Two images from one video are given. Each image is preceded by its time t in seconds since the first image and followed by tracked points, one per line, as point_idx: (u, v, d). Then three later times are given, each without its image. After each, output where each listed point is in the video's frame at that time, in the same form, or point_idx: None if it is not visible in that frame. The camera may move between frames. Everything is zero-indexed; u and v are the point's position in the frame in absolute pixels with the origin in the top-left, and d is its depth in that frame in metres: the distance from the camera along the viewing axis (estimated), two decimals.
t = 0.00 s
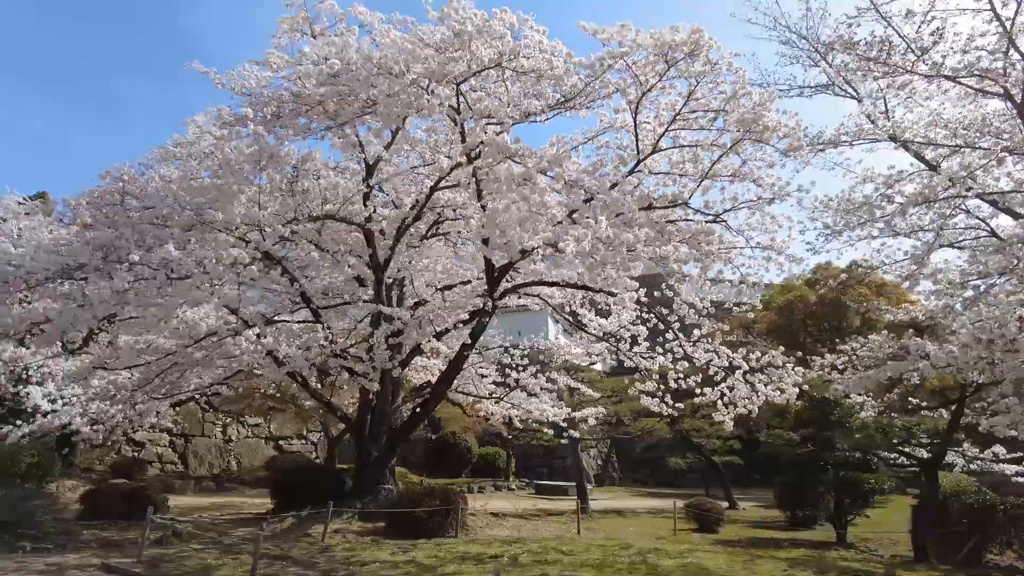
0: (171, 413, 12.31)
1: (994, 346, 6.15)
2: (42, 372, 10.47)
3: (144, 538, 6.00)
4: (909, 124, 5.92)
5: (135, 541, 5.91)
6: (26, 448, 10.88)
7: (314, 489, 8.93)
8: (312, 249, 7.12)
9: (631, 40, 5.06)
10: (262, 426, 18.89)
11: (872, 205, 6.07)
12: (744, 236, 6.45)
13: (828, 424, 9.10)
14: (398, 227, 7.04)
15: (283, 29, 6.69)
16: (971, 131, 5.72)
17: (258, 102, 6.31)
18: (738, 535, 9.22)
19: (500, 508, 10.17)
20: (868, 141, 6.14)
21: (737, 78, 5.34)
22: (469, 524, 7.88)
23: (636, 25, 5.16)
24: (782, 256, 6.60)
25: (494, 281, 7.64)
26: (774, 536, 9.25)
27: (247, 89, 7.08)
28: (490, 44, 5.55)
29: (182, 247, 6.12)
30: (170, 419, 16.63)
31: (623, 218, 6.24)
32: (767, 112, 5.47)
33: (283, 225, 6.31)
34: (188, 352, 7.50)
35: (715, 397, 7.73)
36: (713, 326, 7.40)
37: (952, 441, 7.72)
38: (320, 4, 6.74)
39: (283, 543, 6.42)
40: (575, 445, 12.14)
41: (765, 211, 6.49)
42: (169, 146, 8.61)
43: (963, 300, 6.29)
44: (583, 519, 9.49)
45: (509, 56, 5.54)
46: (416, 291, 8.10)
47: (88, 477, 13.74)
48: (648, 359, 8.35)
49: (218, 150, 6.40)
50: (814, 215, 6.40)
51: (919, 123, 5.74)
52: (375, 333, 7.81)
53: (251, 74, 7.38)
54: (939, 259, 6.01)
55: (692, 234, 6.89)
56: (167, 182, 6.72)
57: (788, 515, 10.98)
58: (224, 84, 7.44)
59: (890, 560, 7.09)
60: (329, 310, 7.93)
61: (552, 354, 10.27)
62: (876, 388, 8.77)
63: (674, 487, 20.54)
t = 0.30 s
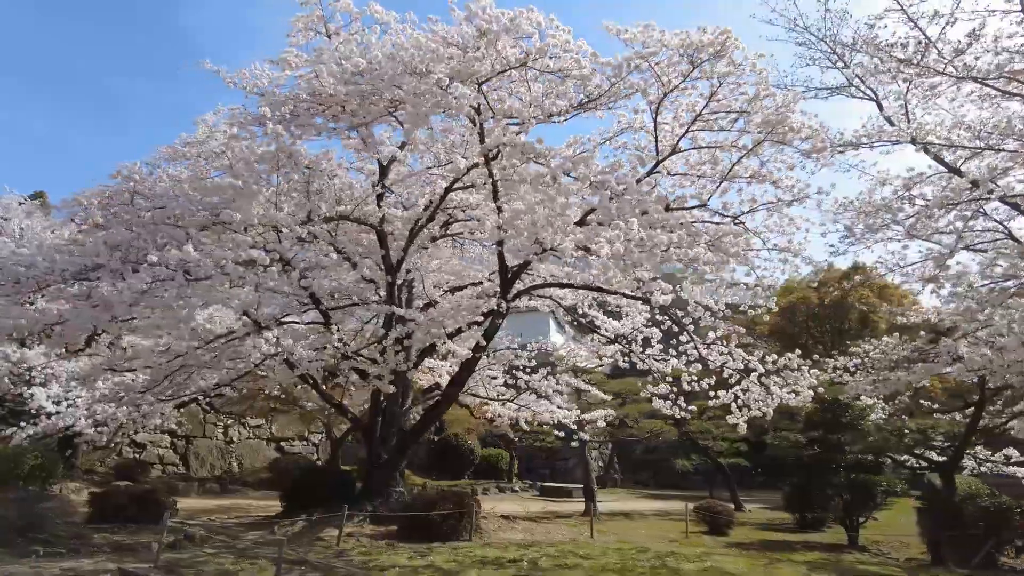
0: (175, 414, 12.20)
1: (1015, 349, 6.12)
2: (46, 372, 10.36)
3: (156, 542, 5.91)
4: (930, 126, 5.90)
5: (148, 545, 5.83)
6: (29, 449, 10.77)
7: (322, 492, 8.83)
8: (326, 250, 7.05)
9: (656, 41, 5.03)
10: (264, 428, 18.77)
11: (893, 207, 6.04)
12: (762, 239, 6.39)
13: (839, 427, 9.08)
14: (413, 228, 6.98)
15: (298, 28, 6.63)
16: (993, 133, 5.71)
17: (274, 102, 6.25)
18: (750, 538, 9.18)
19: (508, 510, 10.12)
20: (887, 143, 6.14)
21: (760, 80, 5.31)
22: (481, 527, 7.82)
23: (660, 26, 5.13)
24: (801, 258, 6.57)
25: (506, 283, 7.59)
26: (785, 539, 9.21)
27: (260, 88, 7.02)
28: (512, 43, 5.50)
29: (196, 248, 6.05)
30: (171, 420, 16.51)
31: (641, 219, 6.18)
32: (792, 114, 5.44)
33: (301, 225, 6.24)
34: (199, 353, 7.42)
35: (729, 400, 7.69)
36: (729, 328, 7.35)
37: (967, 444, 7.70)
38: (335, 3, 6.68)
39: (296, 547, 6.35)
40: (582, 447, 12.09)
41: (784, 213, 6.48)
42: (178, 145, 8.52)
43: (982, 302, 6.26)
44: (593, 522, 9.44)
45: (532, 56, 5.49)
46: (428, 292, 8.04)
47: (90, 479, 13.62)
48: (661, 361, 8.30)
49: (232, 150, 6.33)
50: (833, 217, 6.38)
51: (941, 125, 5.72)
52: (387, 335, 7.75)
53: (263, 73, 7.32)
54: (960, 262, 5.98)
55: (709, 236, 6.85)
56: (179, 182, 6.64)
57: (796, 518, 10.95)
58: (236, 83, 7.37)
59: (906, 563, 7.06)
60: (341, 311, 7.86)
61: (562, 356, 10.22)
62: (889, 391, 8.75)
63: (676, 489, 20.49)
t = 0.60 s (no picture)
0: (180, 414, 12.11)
1: None
2: (51, 372, 10.27)
3: (170, 544, 5.85)
4: (950, 126, 5.91)
5: (162, 548, 5.76)
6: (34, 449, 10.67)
7: (331, 493, 8.77)
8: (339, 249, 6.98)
9: (679, 41, 5.04)
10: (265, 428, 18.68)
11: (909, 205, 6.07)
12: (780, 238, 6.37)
13: (849, 426, 9.08)
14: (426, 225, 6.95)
15: (312, 26, 6.59)
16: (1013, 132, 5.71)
17: (290, 99, 6.21)
18: (760, 537, 9.16)
19: (516, 510, 10.07)
20: (905, 143, 6.14)
21: (783, 78, 5.30)
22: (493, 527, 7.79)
23: (683, 24, 5.13)
24: (817, 257, 6.56)
25: (519, 282, 7.54)
26: (796, 539, 9.18)
27: (274, 85, 6.98)
28: (533, 41, 5.47)
29: (214, 247, 6.02)
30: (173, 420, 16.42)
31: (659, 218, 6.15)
32: (814, 113, 5.43)
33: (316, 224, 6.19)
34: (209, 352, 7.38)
35: (742, 399, 7.67)
36: (743, 327, 7.33)
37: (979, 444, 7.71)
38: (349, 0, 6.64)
39: (312, 547, 6.30)
40: (589, 447, 12.04)
41: (800, 213, 6.47)
42: (186, 143, 8.45)
43: (1000, 302, 6.27)
44: (602, 521, 9.42)
45: (554, 54, 5.47)
46: (440, 291, 8.01)
47: (92, 479, 13.52)
48: (672, 361, 8.27)
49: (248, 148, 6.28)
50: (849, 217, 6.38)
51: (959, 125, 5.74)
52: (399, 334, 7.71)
53: (275, 71, 7.28)
54: (977, 260, 6.00)
55: (724, 236, 6.82)
56: (192, 181, 6.58)
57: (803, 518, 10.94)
58: (247, 80, 7.31)
59: (921, 564, 7.05)
60: (352, 310, 7.80)
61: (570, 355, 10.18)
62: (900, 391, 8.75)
63: (678, 489, 20.46)
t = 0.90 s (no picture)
0: (184, 415, 12.02)
1: None
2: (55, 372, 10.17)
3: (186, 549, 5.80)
4: (968, 128, 5.90)
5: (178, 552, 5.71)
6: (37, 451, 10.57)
7: (339, 495, 8.73)
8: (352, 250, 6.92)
9: (702, 42, 5.02)
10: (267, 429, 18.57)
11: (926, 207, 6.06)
12: (796, 240, 6.35)
13: (860, 428, 9.07)
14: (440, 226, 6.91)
15: (326, 25, 6.53)
16: None
17: (304, 99, 6.15)
18: (770, 539, 9.14)
19: (525, 512, 10.03)
20: (921, 144, 6.13)
21: (805, 80, 5.29)
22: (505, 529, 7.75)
23: (705, 25, 5.10)
24: (833, 259, 6.54)
25: (532, 283, 7.50)
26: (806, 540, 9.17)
27: (286, 85, 6.91)
28: (552, 42, 5.42)
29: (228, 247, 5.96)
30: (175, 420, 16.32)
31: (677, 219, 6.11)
32: (834, 114, 5.41)
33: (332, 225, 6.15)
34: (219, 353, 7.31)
35: (755, 401, 7.65)
36: (757, 329, 7.32)
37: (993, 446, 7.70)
38: None
39: (326, 551, 6.25)
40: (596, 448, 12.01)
41: (816, 214, 6.45)
42: (193, 143, 8.36)
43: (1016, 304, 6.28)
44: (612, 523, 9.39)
45: (575, 54, 5.44)
46: (452, 292, 7.96)
47: (95, 481, 13.42)
48: (684, 362, 8.24)
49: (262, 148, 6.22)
50: (865, 219, 6.38)
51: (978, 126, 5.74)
52: (411, 335, 7.65)
53: (286, 70, 7.20)
54: (996, 262, 5.99)
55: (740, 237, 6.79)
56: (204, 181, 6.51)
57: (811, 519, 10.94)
58: (258, 79, 7.25)
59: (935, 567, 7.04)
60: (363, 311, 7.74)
61: (579, 356, 10.15)
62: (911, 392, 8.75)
63: (680, 490, 20.45)
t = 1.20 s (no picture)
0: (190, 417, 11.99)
1: None
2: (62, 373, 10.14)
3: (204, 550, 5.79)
4: (985, 130, 5.92)
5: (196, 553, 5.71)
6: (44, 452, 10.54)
7: (349, 497, 8.73)
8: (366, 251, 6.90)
9: (725, 44, 5.02)
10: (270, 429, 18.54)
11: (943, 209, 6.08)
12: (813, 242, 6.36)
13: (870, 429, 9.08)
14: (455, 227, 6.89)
15: (341, 25, 6.50)
16: None
17: (321, 101, 6.13)
18: (780, 540, 9.16)
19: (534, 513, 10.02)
20: (936, 146, 6.16)
21: (825, 82, 5.29)
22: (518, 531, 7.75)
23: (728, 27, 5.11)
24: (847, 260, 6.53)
25: (546, 284, 7.48)
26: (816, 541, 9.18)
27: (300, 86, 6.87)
28: (573, 43, 5.41)
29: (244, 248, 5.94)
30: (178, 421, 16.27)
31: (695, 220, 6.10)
32: (853, 117, 5.43)
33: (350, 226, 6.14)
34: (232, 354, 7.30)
35: (767, 402, 7.66)
36: (771, 331, 7.32)
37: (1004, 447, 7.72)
38: None
39: (342, 553, 6.25)
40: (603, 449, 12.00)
41: (832, 216, 6.46)
42: (203, 142, 8.32)
43: None
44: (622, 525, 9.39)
45: (595, 55, 5.43)
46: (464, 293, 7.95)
47: (100, 483, 13.38)
48: (696, 364, 8.24)
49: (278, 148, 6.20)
50: (881, 221, 6.40)
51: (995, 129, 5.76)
52: (424, 336, 7.63)
53: (299, 70, 7.16)
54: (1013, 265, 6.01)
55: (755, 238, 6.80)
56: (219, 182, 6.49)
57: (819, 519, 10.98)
58: (272, 80, 7.22)
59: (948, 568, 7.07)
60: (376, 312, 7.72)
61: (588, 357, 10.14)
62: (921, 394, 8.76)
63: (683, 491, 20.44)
